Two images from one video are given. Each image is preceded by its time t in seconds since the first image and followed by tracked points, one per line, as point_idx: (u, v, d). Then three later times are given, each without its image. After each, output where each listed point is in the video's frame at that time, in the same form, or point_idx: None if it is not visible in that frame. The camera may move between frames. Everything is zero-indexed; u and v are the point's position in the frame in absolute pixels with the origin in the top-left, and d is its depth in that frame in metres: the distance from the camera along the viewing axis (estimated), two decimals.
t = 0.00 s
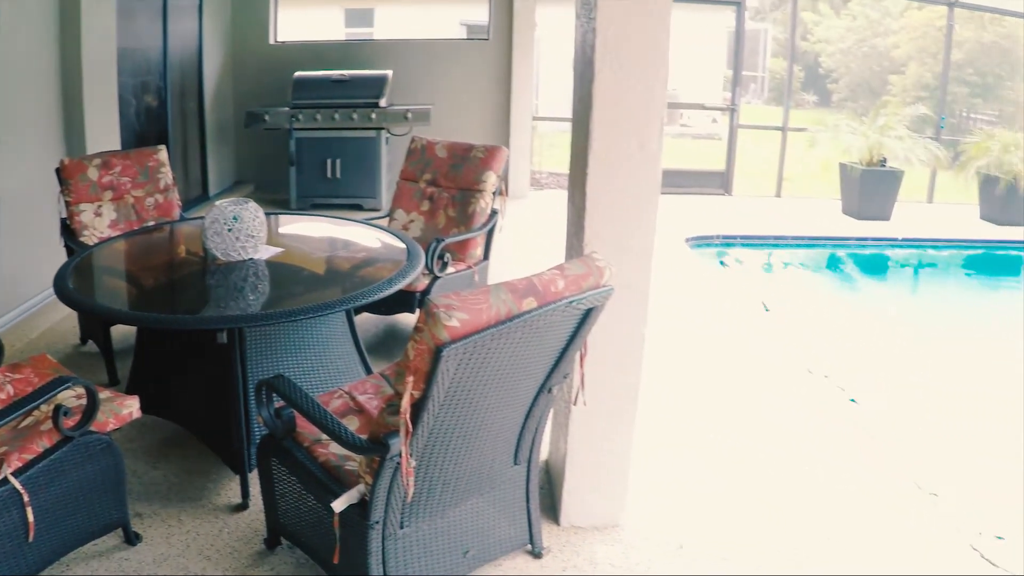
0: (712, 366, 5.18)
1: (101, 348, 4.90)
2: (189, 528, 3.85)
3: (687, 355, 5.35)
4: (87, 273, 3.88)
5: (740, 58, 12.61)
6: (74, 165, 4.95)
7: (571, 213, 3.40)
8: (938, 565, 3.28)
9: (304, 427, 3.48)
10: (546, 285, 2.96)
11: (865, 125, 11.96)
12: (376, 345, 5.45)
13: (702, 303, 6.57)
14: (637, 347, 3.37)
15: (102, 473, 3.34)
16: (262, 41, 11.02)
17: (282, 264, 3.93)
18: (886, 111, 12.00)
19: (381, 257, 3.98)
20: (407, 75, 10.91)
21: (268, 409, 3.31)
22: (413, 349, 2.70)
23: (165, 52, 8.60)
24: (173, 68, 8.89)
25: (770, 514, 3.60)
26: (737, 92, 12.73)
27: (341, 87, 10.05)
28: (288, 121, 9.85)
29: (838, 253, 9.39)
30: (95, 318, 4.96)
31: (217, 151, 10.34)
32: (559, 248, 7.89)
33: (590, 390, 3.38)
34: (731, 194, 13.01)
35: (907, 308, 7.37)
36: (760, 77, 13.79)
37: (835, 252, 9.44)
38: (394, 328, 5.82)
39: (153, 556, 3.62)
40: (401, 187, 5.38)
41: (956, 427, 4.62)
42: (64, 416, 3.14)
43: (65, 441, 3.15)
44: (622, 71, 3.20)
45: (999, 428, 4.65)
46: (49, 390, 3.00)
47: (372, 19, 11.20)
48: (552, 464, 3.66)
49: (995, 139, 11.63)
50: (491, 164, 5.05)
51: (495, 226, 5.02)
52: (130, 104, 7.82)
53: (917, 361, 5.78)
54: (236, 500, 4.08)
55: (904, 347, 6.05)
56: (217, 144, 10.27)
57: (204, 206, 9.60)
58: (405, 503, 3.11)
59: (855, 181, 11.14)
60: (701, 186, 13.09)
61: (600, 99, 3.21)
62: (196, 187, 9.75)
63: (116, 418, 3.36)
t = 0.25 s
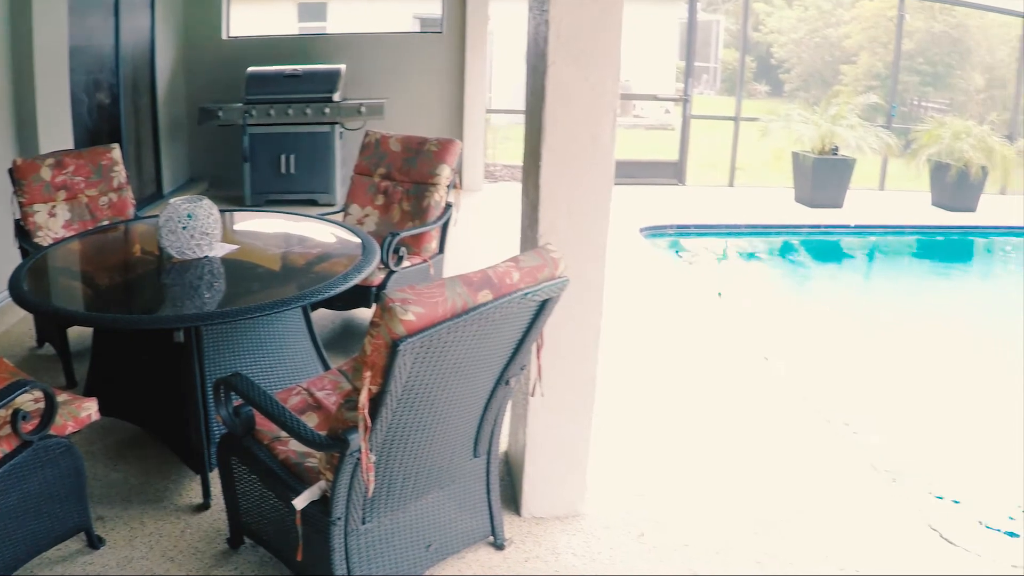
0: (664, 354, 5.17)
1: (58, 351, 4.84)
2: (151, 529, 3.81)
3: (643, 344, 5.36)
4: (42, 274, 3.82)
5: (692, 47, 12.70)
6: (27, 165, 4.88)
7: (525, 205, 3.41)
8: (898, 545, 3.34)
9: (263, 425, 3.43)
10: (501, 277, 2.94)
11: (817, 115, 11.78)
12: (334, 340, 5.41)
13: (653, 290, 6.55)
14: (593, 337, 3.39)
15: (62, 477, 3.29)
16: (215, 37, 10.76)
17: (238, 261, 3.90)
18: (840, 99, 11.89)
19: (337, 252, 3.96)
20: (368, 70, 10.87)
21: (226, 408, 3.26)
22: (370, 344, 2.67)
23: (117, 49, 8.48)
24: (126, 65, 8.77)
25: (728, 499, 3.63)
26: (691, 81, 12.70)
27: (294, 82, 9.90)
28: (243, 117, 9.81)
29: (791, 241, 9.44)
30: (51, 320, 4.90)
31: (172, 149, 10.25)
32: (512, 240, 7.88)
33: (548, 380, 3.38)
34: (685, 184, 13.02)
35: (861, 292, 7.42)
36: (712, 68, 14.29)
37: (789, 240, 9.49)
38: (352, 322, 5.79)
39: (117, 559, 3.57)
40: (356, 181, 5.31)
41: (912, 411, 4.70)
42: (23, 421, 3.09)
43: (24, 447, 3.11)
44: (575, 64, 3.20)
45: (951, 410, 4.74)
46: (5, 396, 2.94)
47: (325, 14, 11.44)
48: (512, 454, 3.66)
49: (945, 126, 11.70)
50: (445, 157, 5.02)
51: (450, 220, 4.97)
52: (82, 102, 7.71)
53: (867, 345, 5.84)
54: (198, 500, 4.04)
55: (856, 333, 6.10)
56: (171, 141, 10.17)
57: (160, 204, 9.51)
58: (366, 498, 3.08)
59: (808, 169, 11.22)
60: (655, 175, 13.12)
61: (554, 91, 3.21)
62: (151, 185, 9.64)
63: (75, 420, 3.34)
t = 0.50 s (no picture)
0: (619, 346, 5.15)
1: (14, 355, 4.79)
2: (114, 533, 3.75)
3: (599, 335, 5.35)
4: None
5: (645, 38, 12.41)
6: None
7: (480, 199, 3.40)
8: (859, 529, 3.39)
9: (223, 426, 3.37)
10: (457, 272, 2.92)
11: (771, 106, 11.73)
12: (291, 337, 5.36)
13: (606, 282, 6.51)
14: (551, 329, 3.39)
15: (23, 484, 3.25)
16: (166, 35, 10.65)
17: (194, 261, 3.86)
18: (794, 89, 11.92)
19: (292, 250, 3.95)
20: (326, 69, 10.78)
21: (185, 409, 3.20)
22: (327, 342, 2.63)
23: (68, 48, 8.35)
24: (77, 64, 8.64)
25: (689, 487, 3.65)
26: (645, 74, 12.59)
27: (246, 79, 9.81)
28: (196, 114, 9.60)
29: (747, 231, 9.46)
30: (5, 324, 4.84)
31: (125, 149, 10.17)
32: (466, 235, 7.84)
33: (507, 373, 3.38)
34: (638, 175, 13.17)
35: (816, 280, 7.46)
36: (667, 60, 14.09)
37: (745, 230, 9.51)
38: (310, 320, 5.75)
39: (80, 565, 3.51)
40: (310, 178, 5.25)
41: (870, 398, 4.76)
42: None
43: None
44: (527, 57, 3.19)
45: (905, 396, 4.81)
46: None
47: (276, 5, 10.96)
48: (473, 448, 3.64)
49: (898, 116, 11.79)
50: (400, 152, 4.97)
51: (405, 215, 4.95)
52: (33, 103, 7.58)
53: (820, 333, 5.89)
54: (160, 502, 4.00)
55: (812, 321, 6.14)
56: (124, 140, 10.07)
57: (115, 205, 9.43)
58: (328, 496, 3.04)
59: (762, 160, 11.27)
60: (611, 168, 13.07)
61: (507, 85, 3.20)
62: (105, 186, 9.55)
63: (35, 425, 3.31)
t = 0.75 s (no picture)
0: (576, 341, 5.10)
1: None
2: (77, 541, 3.69)
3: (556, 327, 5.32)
4: None
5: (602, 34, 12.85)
6: None
7: (438, 196, 3.41)
8: (823, 515, 3.43)
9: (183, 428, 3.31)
10: (414, 269, 2.90)
11: (726, 98, 11.62)
12: (250, 338, 5.30)
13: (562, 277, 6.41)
14: (511, 324, 3.39)
15: None
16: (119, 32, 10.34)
17: (149, 263, 3.82)
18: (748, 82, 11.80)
19: (248, 249, 3.92)
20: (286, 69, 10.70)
21: (144, 412, 3.16)
22: (286, 341, 2.60)
23: (17, 47, 8.17)
24: (27, 63, 8.44)
25: (653, 479, 3.65)
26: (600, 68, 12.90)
27: (199, 77, 9.51)
28: (147, 115, 9.34)
29: (704, 224, 9.43)
30: None
31: (77, 149, 9.92)
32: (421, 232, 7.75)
33: (468, 368, 3.37)
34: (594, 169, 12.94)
35: (775, 271, 7.43)
36: (621, 55, 13.64)
37: (703, 223, 9.47)
38: (268, 319, 5.69)
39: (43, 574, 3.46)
40: (264, 177, 5.20)
41: (830, 387, 4.81)
42: None
43: None
44: (484, 53, 3.18)
45: (863, 384, 4.86)
46: None
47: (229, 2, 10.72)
48: (435, 446, 3.62)
49: (853, 107, 11.82)
50: (355, 150, 4.96)
51: (362, 212, 4.94)
52: None
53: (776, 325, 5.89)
54: (121, 508, 3.94)
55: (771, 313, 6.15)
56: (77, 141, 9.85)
57: (67, 208, 9.17)
58: (290, 497, 3.01)
59: (718, 151, 11.27)
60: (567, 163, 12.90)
61: (463, 81, 3.19)
62: (58, 187, 9.27)
63: None
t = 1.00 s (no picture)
0: (537, 338, 5.04)
1: None
2: (39, 551, 3.59)
3: (519, 322, 5.28)
4: None
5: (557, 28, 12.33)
6: None
7: (396, 194, 3.39)
8: (790, 505, 3.44)
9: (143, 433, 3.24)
10: (374, 268, 2.86)
11: (685, 92, 11.46)
12: (209, 341, 5.21)
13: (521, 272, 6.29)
14: (472, 321, 3.38)
15: None
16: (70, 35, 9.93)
17: (105, 266, 3.75)
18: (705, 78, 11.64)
19: (206, 251, 3.87)
20: (241, 66, 10.48)
21: (103, 418, 3.08)
22: (245, 344, 2.55)
23: None
24: None
25: (619, 472, 3.64)
26: (558, 63, 12.42)
27: (153, 77, 9.30)
28: (100, 115, 9.11)
29: (664, 218, 9.37)
30: None
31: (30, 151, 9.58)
32: (378, 230, 7.64)
33: (431, 366, 3.34)
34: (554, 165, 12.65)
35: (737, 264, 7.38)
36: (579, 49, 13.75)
37: (663, 217, 9.39)
38: (227, 321, 5.60)
39: None
40: (220, 177, 5.12)
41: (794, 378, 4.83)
42: None
43: None
44: (440, 50, 3.16)
45: (825, 375, 4.89)
46: None
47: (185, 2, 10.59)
48: (399, 445, 3.58)
49: (812, 100, 11.75)
50: (311, 148, 4.94)
51: (321, 211, 4.91)
52: None
53: (738, 319, 5.88)
54: (84, 516, 3.85)
55: (733, 306, 6.15)
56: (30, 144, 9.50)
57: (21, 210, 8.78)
58: (255, 500, 2.95)
59: (678, 145, 11.06)
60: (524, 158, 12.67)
61: (419, 78, 3.17)
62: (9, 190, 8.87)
63: None
